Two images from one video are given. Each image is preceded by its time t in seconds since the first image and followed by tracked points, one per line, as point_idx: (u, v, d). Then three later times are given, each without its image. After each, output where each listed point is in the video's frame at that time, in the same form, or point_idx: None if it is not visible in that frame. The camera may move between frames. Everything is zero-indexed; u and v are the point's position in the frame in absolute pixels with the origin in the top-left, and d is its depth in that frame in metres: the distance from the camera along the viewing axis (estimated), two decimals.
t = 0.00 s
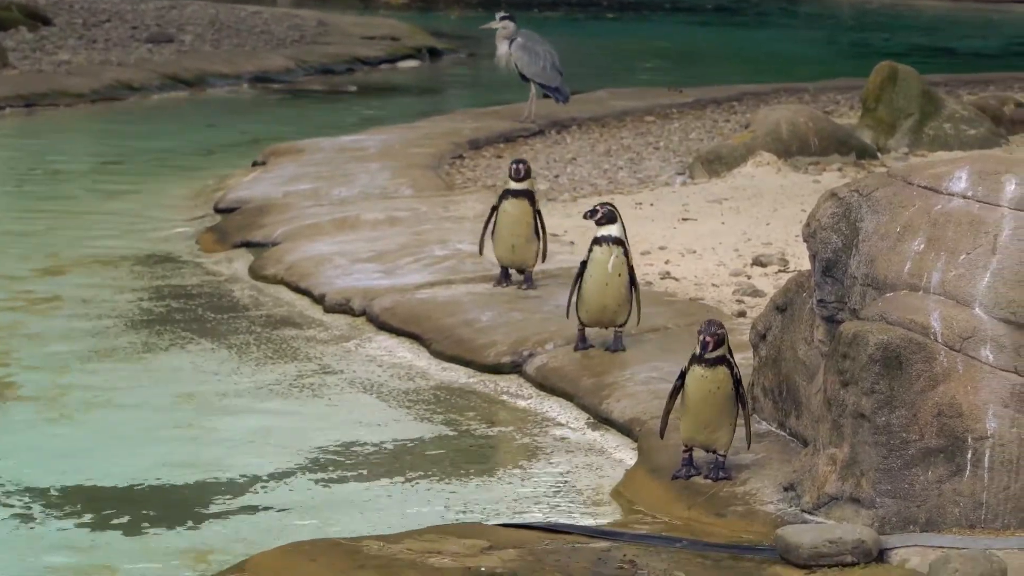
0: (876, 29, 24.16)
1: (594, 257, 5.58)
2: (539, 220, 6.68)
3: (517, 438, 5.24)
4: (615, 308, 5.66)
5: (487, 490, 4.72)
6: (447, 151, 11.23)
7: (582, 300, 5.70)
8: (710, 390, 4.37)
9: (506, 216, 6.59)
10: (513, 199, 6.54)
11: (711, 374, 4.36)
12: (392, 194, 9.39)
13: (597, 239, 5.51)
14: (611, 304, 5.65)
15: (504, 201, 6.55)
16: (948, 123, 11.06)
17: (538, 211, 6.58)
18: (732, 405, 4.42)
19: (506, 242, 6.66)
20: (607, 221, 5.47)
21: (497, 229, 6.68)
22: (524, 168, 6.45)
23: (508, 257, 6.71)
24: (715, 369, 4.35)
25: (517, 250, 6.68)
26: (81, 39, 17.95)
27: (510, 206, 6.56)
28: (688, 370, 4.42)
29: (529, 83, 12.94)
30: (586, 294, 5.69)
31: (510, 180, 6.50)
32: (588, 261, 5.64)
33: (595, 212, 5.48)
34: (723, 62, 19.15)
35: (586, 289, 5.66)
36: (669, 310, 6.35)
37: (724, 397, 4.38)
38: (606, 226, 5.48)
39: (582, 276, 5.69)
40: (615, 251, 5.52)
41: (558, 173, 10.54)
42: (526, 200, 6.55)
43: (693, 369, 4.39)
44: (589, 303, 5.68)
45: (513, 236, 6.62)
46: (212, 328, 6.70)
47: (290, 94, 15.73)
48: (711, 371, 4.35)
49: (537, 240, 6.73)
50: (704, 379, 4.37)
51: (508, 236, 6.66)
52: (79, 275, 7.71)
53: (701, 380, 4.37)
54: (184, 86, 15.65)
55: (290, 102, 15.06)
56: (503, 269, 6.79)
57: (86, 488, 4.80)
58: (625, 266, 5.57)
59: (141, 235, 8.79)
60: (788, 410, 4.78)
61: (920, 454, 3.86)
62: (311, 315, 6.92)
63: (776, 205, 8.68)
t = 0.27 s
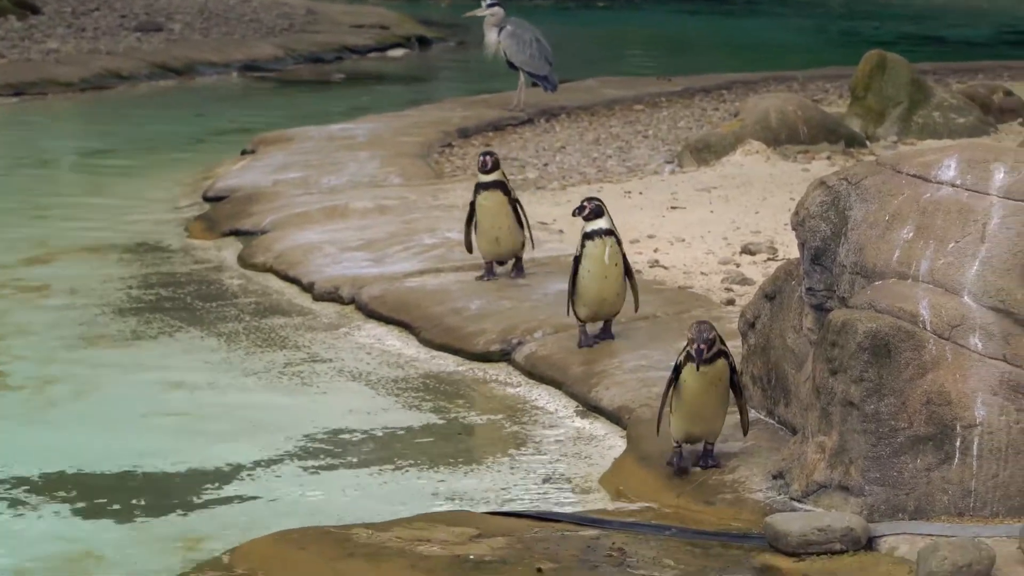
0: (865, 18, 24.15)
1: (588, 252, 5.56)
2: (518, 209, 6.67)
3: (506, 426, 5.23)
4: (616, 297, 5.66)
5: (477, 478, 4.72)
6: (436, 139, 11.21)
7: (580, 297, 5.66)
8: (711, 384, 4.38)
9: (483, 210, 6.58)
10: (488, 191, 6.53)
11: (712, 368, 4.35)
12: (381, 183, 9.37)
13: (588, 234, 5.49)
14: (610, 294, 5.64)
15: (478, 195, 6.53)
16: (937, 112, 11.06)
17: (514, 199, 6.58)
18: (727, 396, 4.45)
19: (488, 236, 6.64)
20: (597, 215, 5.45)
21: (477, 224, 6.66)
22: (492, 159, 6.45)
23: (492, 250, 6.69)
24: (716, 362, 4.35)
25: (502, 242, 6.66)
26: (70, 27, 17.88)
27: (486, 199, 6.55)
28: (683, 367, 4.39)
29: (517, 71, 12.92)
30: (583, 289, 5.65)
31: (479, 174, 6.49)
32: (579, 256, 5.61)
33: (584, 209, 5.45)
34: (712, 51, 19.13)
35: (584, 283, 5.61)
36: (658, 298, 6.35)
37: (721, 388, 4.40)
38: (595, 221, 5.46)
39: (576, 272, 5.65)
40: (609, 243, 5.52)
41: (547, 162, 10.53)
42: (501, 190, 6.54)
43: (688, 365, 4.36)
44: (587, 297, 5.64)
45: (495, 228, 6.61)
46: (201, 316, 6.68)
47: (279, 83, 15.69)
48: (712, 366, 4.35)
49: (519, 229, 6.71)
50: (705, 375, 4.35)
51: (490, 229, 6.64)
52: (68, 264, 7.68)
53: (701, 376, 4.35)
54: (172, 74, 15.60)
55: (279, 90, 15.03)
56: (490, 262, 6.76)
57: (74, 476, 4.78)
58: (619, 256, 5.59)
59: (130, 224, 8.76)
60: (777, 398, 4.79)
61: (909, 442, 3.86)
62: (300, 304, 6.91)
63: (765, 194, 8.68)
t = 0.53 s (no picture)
0: (857, 3, 24.12)
1: (573, 242, 5.55)
2: (507, 199, 6.65)
3: (498, 411, 5.23)
4: (603, 289, 5.62)
5: (468, 463, 4.72)
6: (427, 125, 11.19)
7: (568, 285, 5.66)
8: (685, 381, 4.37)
9: (471, 193, 6.59)
10: (477, 175, 6.53)
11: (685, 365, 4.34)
12: (372, 168, 9.35)
13: (573, 225, 5.48)
14: (598, 285, 5.61)
15: (467, 178, 6.55)
16: (929, 97, 11.06)
17: (503, 187, 6.56)
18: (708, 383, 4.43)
19: (472, 221, 6.64)
20: (586, 208, 5.44)
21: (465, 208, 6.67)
22: (484, 144, 6.45)
23: (476, 236, 6.67)
24: (688, 363, 4.33)
25: (485, 230, 6.64)
26: (60, 13, 17.80)
27: (475, 183, 6.56)
28: (658, 364, 4.39)
29: (508, 56, 12.89)
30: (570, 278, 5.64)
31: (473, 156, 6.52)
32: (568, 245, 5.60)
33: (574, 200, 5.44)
34: (704, 36, 19.10)
35: (571, 274, 5.61)
36: (649, 284, 6.35)
37: (698, 382, 4.39)
38: (583, 213, 5.45)
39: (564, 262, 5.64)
40: (594, 235, 5.49)
41: (538, 147, 10.52)
42: (489, 177, 6.53)
43: (662, 365, 4.38)
44: (576, 287, 5.63)
45: (479, 214, 6.60)
46: (192, 301, 6.67)
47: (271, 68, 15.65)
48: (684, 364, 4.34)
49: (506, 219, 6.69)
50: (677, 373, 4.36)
51: (475, 214, 6.64)
52: (59, 249, 7.66)
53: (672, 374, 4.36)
54: (163, 60, 15.55)
55: (270, 76, 14.98)
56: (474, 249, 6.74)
57: (66, 461, 4.77)
58: (605, 248, 5.55)
59: (121, 209, 8.74)
60: (768, 383, 4.79)
61: (900, 427, 3.86)
62: (291, 289, 6.89)
63: (757, 179, 8.68)
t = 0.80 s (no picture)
0: None
1: (587, 236, 5.45)
2: (489, 188, 6.60)
3: (489, 400, 5.22)
4: (612, 284, 5.55)
5: (459, 451, 4.71)
6: (419, 112, 11.18)
7: (576, 277, 5.57)
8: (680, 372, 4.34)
9: (453, 186, 6.53)
10: (456, 167, 6.49)
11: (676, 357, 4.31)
12: (364, 156, 9.33)
13: (592, 219, 5.39)
14: (606, 280, 5.53)
15: (447, 170, 6.49)
16: (921, 86, 11.06)
17: (485, 176, 6.50)
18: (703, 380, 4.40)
19: (459, 214, 6.57)
20: (605, 204, 5.36)
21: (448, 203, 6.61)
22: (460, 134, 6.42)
23: (464, 229, 6.60)
24: (682, 354, 4.29)
25: (473, 221, 6.58)
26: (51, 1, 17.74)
27: (454, 176, 6.51)
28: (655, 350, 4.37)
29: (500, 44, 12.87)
30: (580, 272, 5.55)
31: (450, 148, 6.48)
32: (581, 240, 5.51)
33: (594, 195, 5.35)
34: (696, 24, 19.09)
35: (581, 265, 5.52)
36: (641, 272, 6.35)
37: (689, 377, 4.35)
38: (602, 208, 5.37)
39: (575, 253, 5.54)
40: (612, 232, 5.41)
41: (530, 135, 10.50)
42: (469, 167, 6.48)
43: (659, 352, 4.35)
44: (584, 279, 5.55)
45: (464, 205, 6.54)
46: (184, 289, 6.65)
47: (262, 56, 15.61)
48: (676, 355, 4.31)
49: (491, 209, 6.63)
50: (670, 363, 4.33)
51: (461, 206, 6.58)
52: (50, 237, 7.63)
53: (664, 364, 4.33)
54: (155, 48, 15.50)
55: (262, 64, 14.95)
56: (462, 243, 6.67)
57: (57, 450, 4.76)
58: (620, 244, 5.47)
59: (113, 197, 8.71)
60: (760, 371, 4.79)
61: (892, 415, 3.86)
62: (283, 277, 6.88)
63: (749, 167, 8.68)
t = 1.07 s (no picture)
0: None
1: (586, 232, 5.36)
2: (480, 183, 6.57)
3: (481, 388, 5.22)
4: (614, 275, 5.48)
5: (451, 440, 4.71)
6: (411, 101, 11.15)
7: (580, 277, 5.47)
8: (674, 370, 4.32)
9: (444, 174, 6.52)
10: (450, 156, 6.48)
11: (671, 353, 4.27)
12: (356, 144, 9.31)
13: (586, 213, 5.31)
14: (609, 272, 5.46)
15: (441, 158, 6.49)
16: (912, 74, 11.05)
17: (476, 169, 6.49)
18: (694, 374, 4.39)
19: (445, 204, 6.55)
20: (595, 195, 5.28)
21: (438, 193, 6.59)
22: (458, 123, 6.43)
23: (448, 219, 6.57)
24: (676, 348, 4.27)
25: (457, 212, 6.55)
26: None
27: (446, 165, 6.50)
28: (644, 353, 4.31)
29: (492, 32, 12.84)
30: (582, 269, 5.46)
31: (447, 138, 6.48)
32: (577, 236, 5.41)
33: (582, 189, 5.27)
34: (687, 12, 19.07)
35: (584, 264, 5.43)
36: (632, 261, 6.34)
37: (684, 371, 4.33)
38: (592, 201, 5.29)
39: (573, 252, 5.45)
40: (607, 222, 5.34)
41: (521, 123, 10.49)
42: (462, 158, 6.48)
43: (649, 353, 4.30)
44: (586, 279, 5.45)
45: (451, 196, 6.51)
46: (176, 277, 6.63)
47: (253, 44, 15.57)
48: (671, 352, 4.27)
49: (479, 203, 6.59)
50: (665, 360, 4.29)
51: (449, 197, 6.56)
52: (41, 225, 7.61)
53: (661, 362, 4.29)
54: (146, 36, 15.45)
55: (253, 52, 14.91)
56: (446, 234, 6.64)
57: (49, 438, 4.74)
58: (617, 233, 5.40)
59: (104, 185, 8.68)
60: (751, 360, 4.79)
61: (883, 404, 3.86)
62: (274, 266, 6.86)
63: (740, 156, 8.67)
